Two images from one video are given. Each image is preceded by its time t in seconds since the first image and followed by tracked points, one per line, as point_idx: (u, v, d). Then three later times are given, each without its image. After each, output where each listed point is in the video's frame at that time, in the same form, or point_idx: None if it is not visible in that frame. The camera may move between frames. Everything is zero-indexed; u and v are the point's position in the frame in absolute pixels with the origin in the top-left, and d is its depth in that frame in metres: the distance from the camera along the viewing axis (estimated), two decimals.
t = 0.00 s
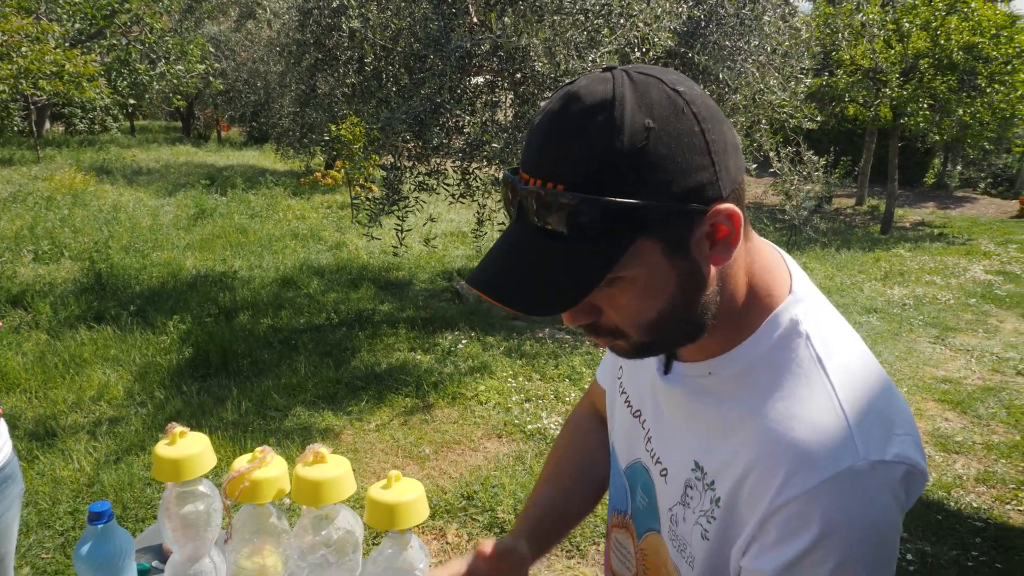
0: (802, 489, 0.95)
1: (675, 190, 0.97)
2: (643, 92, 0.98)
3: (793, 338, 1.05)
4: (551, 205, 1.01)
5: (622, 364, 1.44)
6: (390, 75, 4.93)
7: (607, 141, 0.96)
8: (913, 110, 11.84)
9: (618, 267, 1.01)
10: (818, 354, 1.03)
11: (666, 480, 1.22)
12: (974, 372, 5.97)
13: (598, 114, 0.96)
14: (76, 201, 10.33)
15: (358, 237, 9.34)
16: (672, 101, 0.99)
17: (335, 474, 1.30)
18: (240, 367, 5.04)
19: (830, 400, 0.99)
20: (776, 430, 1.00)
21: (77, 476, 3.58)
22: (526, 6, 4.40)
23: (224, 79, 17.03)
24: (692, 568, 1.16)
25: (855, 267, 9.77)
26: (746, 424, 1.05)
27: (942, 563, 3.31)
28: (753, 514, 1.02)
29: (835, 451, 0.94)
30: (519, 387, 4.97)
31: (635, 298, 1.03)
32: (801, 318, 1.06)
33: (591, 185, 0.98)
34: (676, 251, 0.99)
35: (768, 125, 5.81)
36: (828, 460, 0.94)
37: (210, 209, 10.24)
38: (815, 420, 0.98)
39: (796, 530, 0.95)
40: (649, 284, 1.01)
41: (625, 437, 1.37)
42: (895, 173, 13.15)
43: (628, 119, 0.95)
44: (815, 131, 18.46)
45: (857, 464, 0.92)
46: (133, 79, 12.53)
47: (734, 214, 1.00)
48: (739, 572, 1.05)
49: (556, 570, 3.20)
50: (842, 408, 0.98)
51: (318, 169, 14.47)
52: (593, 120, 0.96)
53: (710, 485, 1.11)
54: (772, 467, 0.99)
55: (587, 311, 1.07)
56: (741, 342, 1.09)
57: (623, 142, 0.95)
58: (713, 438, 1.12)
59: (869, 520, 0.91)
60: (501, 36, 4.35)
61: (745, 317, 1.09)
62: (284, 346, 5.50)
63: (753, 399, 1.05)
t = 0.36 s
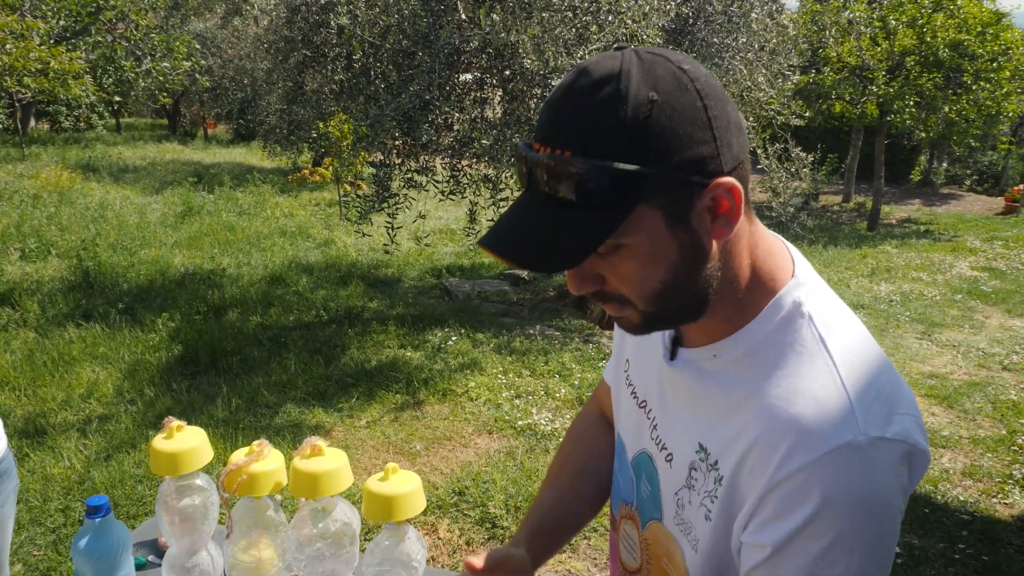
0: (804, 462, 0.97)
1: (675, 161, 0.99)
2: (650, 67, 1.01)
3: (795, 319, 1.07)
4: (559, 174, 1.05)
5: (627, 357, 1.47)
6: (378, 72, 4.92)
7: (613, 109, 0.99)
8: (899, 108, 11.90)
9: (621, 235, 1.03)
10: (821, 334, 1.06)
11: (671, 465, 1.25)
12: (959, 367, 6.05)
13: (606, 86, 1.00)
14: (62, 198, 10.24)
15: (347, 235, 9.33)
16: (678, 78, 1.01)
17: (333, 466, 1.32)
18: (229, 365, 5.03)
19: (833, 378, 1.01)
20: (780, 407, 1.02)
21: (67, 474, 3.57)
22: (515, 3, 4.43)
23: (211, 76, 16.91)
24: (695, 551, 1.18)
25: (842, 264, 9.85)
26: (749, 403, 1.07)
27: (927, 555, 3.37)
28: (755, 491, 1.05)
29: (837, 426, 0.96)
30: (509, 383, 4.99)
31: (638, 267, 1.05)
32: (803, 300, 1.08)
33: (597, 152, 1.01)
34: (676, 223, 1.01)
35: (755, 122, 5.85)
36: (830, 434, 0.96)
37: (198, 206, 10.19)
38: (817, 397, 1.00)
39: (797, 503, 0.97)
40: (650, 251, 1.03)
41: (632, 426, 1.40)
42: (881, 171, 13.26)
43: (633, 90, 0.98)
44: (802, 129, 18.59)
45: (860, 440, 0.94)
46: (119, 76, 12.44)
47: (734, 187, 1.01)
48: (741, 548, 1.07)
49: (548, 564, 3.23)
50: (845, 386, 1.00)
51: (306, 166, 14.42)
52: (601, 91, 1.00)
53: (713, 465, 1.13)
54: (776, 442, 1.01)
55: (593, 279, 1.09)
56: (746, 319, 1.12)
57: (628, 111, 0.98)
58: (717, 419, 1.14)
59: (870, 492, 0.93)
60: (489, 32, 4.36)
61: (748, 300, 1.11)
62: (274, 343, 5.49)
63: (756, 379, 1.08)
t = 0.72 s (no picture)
0: (824, 428, 0.97)
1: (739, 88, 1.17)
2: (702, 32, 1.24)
3: (795, 291, 1.10)
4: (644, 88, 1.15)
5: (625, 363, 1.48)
6: (371, 73, 4.88)
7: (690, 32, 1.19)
8: (888, 104, 11.92)
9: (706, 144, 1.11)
10: (822, 301, 1.08)
11: (683, 457, 1.24)
12: (953, 360, 6.08)
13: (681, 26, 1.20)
14: (53, 203, 10.18)
15: (341, 237, 9.31)
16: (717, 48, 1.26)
17: (339, 465, 1.34)
18: (225, 368, 5.01)
19: (840, 342, 1.03)
20: (794, 377, 1.03)
21: (62, 480, 3.54)
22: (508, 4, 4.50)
23: (201, 79, 16.84)
24: (720, 539, 1.16)
25: (835, 260, 9.89)
26: (763, 377, 1.08)
27: (926, 548, 3.39)
28: (777, 466, 1.04)
29: (853, 386, 0.97)
30: (506, 382, 4.99)
31: (716, 181, 1.12)
32: (802, 275, 1.12)
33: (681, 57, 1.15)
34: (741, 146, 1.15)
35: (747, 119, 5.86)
36: (847, 396, 0.97)
37: (190, 209, 10.15)
38: (829, 361, 1.02)
39: (822, 472, 0.97)
40: (731, 155, 1.13)
41: (637, 430, 1.40)
42: (872, 167, 13.32)
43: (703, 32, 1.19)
44: (793, 126, 18.66)
45: (877, 399, 0.95)
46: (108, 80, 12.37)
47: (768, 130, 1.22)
48: (769, 526, 1.06)
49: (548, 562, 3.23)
50: (853, 348, 1.02)
51: (298, 168, 14.39)
52: (675, 23, 1.21)
53: (729, 448, 1.13)
54: (794, 414, 1.02)
55: (667, 203, 1.13)
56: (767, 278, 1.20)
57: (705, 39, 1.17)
58: (731, 400, 1.14)
59: (893, 445, 0.93)
60: (478, 30, 4.36)
61: (753, 284, 1.17)
62: (270, 346, 5.47)
63: (768, 352, 1.09)
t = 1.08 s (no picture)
0: (818, 421, 1.00)
1: (714, 111, 1.04)
2: (694, 30, 1.09)
3: (789, 290, 1.12)
4: (601, 115, 1.08)
5: (622, 358, 1.50)
6: (361, 80, 4.89)
7: (665, 55, 1.05)
8: (876, 107, 12.04)
9: (656, 180, 1.05)
10: (817, 299, 1.11)
11: (678, 449, 1.25)
12: (944, 361, 6.13)
13: (660, 35, 1.06)
14: (43, 213, 10.13)
15: (333, 244, 9.30)
16: (715, 42, 1.10)
17: (339, 471, 1.37)
18: (218, 377, 4.99)
19: (834, 342, 1.06)
20: (787, 373, 1.06)
21: (57, 491, 3.52)
22: (498, 10, 4.51)
23: (191, 88, 16.80)
24: (714, 530, 1.17)
25: (826, 263, 9.95)
26: (758, 373, 1.10)
27: (920, 547, 3.41)
28: (772, 460, 1.06)
29: (848, 384, 1.00)
30: (500, 388, 4.99)
31: (669, 214, 1.08)
32: (796, 273, 1.14)
33: (643, 90, 1.05)
34: (709, 172, 1.06)
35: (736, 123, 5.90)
36: (840, 391, 1.00)
37: (181, 218, 10.11)
38: (824, 359, 1.04)
39: (814, 464, 0.99)
40: (683, 195, 1.07)
41: (632, 424, 1.42)
42: (861, 169, 13.43)
43: (684, 41, 1.06)
44: (781, 130, 18.79)
45: (869, 395, 0.98)
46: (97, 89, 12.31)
47: (757, 146, 1.08)
48: (764, 520, 1.08)
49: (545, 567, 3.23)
50: (848, 347, 1.05)
51: (288, 176, 14.37)
52: (654, 37, 1.07)
53: (723, 441, 1.15)
54: (789, 407, 1.04)
55: (618, 231, 1.11)
56: (749, 289, 1.16)
57: (678, 56, 1.05)
58: (725, 395, 1.16)
59: (887, 439, 0.96)
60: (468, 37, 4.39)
61: (746, 279, 1.16)
62: (263, 354, 5.45)
63: (761, 350, 1.11)
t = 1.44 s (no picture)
0: (796, 441, 0.98)
1: (721, 144, 1.03)
2: (707, 51, 1.07)
3: (795, 303, 1.10)
4: (606, 144, 1.08)
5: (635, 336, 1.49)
6: (357, 84, 4.86)
7: (671, 87, 1.04)
8: (871, 109, 12.10)
9: (660, 213, 1.06)
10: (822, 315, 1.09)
11: (671, 440, 1.26)
12: (940, 362, 6.15)
13: (668, 62, 1.04)
14: (37, 218, 10.08)
15: (329, 248, 9.28)
16: (730, 64, 1.07)
17: (344, 474, 1.41)
18: (216, 381, 4.97)
19: (829, 360, 1.03)
20: (775, 388, 1.04)
21: (53, 497, 3.50)
22: (494, 13, 4.46)
23: (186, 92, 16.76)
24: (695, 522, 1.18)
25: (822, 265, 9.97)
26: (749, 381, 1.09)
27: (919, 548, 3.41)
28: (753, 469, 1.05)
29: (834, 404, 0.97)
30: (499, 391, 4.98)
31: (672, 245, 1.08)
32: (806, 287, 1.11)
33: (649, 124, 1.04)
34: (715, 204, 1.06)
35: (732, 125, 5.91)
36: (821, 411, 0.98)
37: (176, 223, 10.07)
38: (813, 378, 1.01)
39: (789, 480, 0.98)
40: (685, 227, 1.06)
41: (634, 407, 1.42)
42: (855, 172, 13.47)
43: (694, 70, 1.04)
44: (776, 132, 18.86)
45: (846, 419, 0.96)
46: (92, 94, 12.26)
47: (769, 175, 1.07)
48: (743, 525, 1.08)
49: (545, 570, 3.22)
50: (841, 369, 1.01)
51: (284, 180, 14.36)
52: (660, 67, 1.04)
53: (711, 440, 1.15)
54: (770, 421, 1.03)
55: (620, 255, 1.12)
56: (753, 305, 1.14)
57: (686, 89, 1.03)
58: (717, 398, 1.15)
59: (859, 470, 0.94)
60: (469, 42, 4.39)
61: (756, 283, 1.15)
62: (260, 358, 5.43)
63: (757, 359, 1.10)
